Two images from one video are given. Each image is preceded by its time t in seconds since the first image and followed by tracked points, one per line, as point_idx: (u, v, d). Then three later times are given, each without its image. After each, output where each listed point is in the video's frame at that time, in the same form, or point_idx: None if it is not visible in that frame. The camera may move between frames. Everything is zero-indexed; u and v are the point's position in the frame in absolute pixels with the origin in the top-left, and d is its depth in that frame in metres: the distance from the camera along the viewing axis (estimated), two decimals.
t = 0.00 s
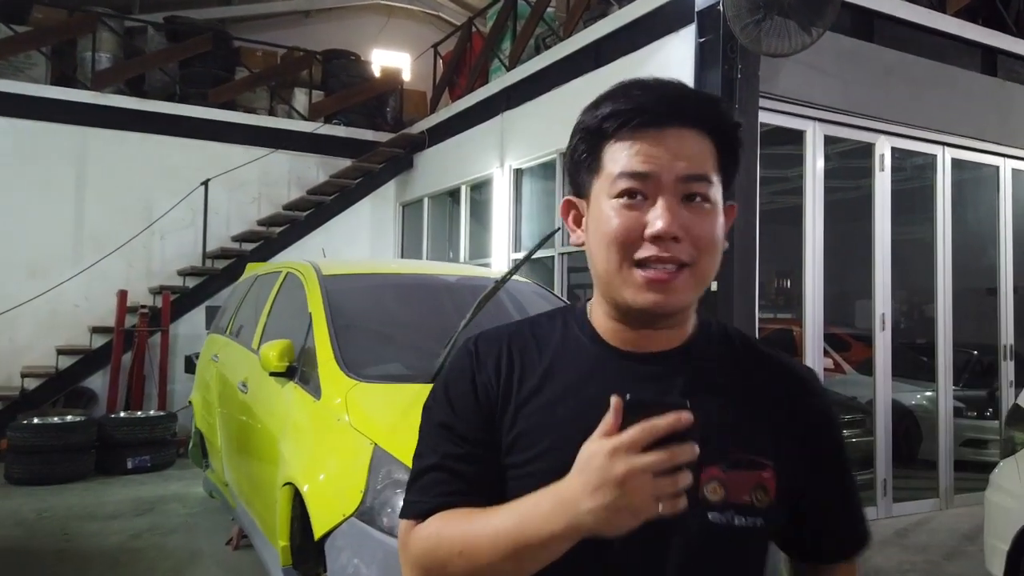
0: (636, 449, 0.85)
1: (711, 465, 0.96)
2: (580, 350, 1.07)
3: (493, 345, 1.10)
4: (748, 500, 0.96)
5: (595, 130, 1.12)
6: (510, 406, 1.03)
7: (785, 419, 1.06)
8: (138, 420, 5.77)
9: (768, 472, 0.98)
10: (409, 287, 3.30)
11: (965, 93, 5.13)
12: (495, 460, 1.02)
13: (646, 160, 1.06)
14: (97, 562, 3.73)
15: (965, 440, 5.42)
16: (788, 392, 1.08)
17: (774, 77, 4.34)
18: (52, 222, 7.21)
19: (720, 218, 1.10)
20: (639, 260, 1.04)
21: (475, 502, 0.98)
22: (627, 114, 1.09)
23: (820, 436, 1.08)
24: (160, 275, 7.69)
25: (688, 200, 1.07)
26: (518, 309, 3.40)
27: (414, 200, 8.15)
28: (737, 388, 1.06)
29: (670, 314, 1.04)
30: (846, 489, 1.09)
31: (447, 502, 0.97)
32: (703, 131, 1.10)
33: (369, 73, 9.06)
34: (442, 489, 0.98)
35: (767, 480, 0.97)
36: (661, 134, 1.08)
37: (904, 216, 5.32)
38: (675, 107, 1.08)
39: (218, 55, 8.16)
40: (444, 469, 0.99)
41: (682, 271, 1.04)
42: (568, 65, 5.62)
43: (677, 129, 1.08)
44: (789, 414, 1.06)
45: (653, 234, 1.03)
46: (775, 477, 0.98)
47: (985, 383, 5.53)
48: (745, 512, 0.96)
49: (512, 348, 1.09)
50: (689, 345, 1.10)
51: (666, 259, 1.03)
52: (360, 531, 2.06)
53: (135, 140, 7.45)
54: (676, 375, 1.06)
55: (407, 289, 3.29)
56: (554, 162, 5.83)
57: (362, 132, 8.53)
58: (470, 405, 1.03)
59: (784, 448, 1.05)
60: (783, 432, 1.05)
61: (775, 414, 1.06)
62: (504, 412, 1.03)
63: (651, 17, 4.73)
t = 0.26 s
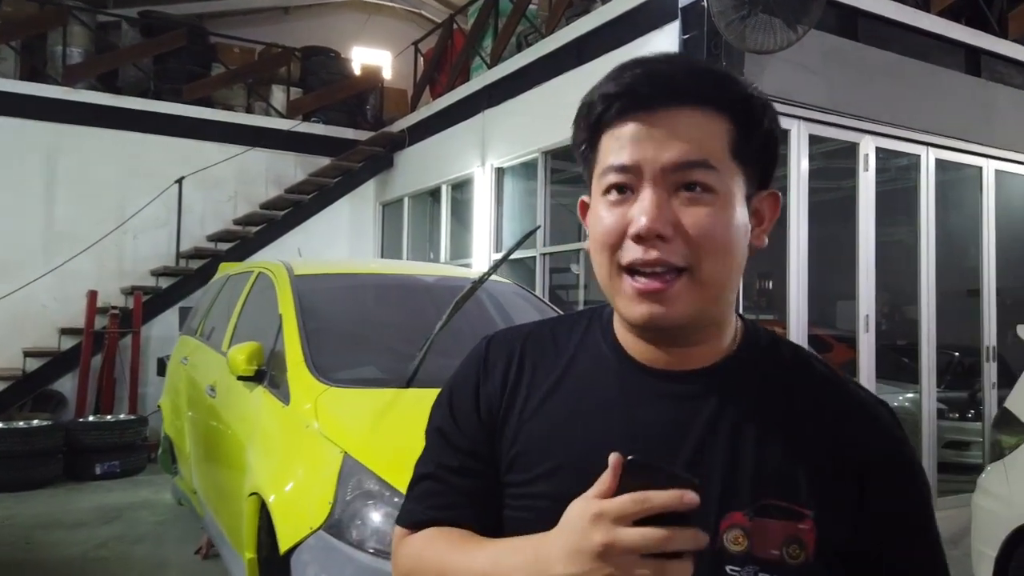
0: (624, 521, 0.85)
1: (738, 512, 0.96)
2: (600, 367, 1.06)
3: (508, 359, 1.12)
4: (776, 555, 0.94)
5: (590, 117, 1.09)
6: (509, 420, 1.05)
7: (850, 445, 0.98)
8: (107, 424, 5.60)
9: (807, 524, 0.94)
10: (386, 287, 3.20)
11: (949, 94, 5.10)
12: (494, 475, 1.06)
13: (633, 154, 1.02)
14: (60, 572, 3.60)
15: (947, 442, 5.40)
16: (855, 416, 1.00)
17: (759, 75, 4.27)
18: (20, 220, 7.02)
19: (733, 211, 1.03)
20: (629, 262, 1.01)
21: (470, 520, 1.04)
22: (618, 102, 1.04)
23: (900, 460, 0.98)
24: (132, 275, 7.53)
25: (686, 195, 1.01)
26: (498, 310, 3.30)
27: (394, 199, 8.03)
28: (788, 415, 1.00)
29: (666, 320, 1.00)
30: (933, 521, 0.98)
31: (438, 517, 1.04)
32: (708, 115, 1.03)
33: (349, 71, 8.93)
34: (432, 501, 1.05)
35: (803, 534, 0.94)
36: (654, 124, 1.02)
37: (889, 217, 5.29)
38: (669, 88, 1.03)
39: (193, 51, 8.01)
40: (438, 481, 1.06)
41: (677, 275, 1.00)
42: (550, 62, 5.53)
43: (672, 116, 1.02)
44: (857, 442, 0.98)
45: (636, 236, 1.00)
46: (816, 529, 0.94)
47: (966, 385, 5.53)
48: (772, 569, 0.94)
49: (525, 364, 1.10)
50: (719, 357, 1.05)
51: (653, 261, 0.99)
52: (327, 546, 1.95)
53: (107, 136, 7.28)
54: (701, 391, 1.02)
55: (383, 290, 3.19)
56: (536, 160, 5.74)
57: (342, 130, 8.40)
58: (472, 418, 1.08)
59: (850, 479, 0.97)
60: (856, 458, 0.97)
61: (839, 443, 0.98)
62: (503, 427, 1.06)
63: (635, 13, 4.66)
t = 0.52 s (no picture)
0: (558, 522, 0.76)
1: (706, 512, 0.87)
2: (563, 363, 0.99)
3: (467, 353, 1.04)
4: (747, 559, 0.85)
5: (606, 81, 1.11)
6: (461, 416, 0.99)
7: (829, 444, 0.91)
8: (70, 428, 5.42)
9: (782, 526, 0.86)
10: (355, 285, 3.09)
11: (927, 93, 5.08)
12: (445, 477, 0.99)
13: (643, 110, 1.02)
14: None
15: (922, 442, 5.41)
16: (836, 416, 0.94)
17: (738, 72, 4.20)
18: None
19: (725, 191, 1.00)
20: (609, 214, 0.97)
21: (418, 527, 0.98)
22: (639, 66, 1.06)
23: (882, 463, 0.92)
24: (97, 274, 7.34)
25: (681, 161, 0.99)
26: (472, 308, 3.22)
27: (369, 198, 7.90)
28: (763, 410, 0.93)
29: (639, 279, 0.94)
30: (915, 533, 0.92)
31: (382, 523, 0.97)
32: (723, 95, 1.04)
33: (323, 67, 8.79)
34: (377, 505, 0.99)
35: (779, 537, 0.85)
36: (667, 89, 1.03)
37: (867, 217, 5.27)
38: (691, 59, 1.04)
39: (162, 44, 7.88)
40: (383, 482, 0.99)
41: (657, 235, 0.95)
42: (527, 59, 5.46)
43: (686, 83, 1.03)
44: (837, 441, 0.92)
45: (624, 185, 0.97)
46: (793, 532, 0.86)
47: (942, 385, 5.57)
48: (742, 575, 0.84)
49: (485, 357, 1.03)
50: (691, 348, 1.00)
51: (635, 214, 0.95)
52: (285, 558, 1.84)
53: (72, 131, 7.07)
54: (671, 382, 0.95)
55: (352, 289, 3.08)
56: (512, 159, 5.65)
57: (315, 126, 8.26)
58: (424, 417, 1.01)
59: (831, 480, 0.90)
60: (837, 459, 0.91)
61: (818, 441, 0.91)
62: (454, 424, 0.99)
63: (613, 8, 4.58)
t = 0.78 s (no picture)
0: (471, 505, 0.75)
1: (627, 506, 0.83)
2: (504, 363, 0.99)
3: (421, 354, 1.07)
4: (667, 558, 0.80)
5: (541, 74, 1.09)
6: (410, 416, 1.01)
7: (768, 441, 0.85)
8: (47, 431, 5.28)
9: (707, 525, 0.81)
10: (335, 284, 2.99)
11: (919, 90, 5.02)
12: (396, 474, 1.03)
13: (574, 105, 1.00)
14: None
15: (914, 443, 5.34)
16: (781, 412, 0.87)
17: (728, 67, 4.13)
18: None
19: (661, 184, 0.98)
20: (541, 210, 0.95)
21: (369, 522, 1.01)
22: (571, 58, 1.05)
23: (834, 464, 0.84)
24: (76, 273, 7.21)
25: (615, 153, 0.96)
26: (458, 307, 3.14)
27: (355, 196, 7.79)
28: (701, 403, 0.89)
29: (572, 276, 0.92)
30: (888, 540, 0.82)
31: (336, 519, 1.01)
32: (656, 84, 1.01)
33: (309, 64, 8.69)
34: (340, 500, 1.02)
35: (700, 534, 0.81)
36: (600, 81, 1.01)
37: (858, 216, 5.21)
38: (621, 49, 1.02)
39: (144, 39, 7.76)
40: (345, 477, 1.04)
41: (590, 231, 0.92)
42: (514, 55, 5.37)
43: (617, 73, 1.01)
44: (779, 438, 0.85)
45: (556, 181, 0.95)
46: (718, 531, 0.81)
47: (933, 385, 5.49)
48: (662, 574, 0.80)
49: (435, 359, 1.05)
50: (632, 343, 0.97)
51: (569, 210, 0.93)
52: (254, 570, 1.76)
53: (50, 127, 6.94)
54: (607, 372, 0.93)
55: (332, 287, 2.98)
56: (500, 156, 5.55)
57: (301, 124, 8.16)
58: (377, 418, 1.04)
59: (770, 478, 0.83)
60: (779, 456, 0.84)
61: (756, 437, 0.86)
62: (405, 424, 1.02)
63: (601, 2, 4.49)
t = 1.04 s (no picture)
0: (408, 538, 0.86)
1: (561, 509, 0.89)
2: (456, 378, 1.07)
3: (385, 373, 1.16)
4: (599, 557, 0.86)
5: (498, 102, 1.13)
6: (374, 435, 1.09)
7: (699, 443, 0.89)
8: (31, 435, 5.18)
9: (638, 525, 0.86)
10: (322, 286, 2.90)
11: (918, 87, 4.95)
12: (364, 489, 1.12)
13: (542, 141, 1.05)
14: None
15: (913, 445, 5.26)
16: (715, 414, 0.91)
17: (725, 64, 4.05)
18: None
19: (621, 217, 1.07)
20: (521, 248, 1.02)
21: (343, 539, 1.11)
22: (532, 91, 1.09)
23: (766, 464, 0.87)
24: (65, 273, 7.13)
25: (586, 191, 1.04)
26: (450, 308, 3.04)
27: (348, 195, 7.70)
28: (637, 410, 0.94)
29: (550, 309, 1.00)
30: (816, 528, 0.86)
31: (318, 538, 1.11)
32: (613, 120, 1.09)
33: (301, 62, 8.60)
34: (315, 517, 1.14)
35: (632, 532, 0.86)
36: (565, 115, 1.06)
37: (856, 216, 5.14)
38: (582, 84, 1.07)
39: (133, 36, 7.66)
40: (320, 495, 1.15)
41: (567, 268, 1.01)
42: (508, 50, 5.27)
43: (579, 111, 1.07)
44: (712, 441, 0.89)
45: (535, 222, 1.01)
46: (648, 530, 0.86)
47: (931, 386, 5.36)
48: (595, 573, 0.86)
49: (393, 378, 1.14)
50: (572, 353, 1.04)
51: (548, 250, 1.00)
52: None
53: (38, 126, 6.84)
54: (543, 384, 1.00)
55: (318, 288, 2.89)
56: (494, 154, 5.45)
57: (293, 122, 8.07)
58: (349, 437, 1.14)
59: (702, 480, 0.87)
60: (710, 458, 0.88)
61: (688, 440, 0.90)
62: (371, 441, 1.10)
63: None
